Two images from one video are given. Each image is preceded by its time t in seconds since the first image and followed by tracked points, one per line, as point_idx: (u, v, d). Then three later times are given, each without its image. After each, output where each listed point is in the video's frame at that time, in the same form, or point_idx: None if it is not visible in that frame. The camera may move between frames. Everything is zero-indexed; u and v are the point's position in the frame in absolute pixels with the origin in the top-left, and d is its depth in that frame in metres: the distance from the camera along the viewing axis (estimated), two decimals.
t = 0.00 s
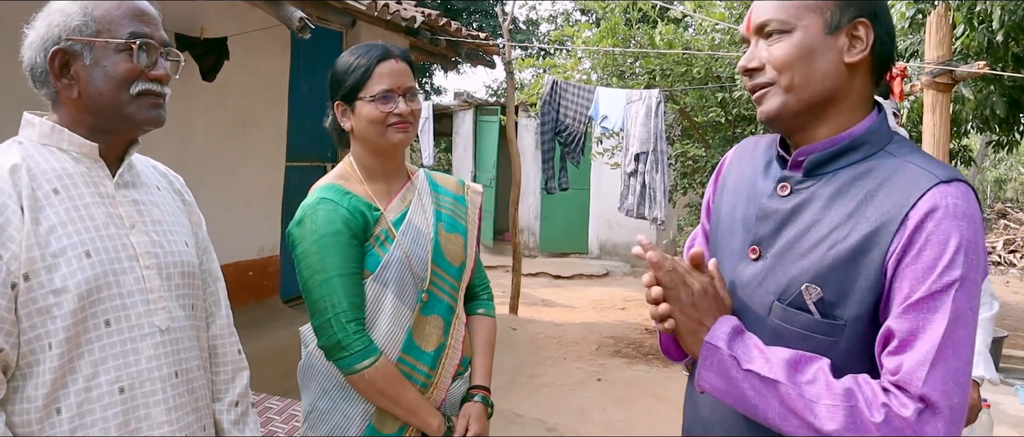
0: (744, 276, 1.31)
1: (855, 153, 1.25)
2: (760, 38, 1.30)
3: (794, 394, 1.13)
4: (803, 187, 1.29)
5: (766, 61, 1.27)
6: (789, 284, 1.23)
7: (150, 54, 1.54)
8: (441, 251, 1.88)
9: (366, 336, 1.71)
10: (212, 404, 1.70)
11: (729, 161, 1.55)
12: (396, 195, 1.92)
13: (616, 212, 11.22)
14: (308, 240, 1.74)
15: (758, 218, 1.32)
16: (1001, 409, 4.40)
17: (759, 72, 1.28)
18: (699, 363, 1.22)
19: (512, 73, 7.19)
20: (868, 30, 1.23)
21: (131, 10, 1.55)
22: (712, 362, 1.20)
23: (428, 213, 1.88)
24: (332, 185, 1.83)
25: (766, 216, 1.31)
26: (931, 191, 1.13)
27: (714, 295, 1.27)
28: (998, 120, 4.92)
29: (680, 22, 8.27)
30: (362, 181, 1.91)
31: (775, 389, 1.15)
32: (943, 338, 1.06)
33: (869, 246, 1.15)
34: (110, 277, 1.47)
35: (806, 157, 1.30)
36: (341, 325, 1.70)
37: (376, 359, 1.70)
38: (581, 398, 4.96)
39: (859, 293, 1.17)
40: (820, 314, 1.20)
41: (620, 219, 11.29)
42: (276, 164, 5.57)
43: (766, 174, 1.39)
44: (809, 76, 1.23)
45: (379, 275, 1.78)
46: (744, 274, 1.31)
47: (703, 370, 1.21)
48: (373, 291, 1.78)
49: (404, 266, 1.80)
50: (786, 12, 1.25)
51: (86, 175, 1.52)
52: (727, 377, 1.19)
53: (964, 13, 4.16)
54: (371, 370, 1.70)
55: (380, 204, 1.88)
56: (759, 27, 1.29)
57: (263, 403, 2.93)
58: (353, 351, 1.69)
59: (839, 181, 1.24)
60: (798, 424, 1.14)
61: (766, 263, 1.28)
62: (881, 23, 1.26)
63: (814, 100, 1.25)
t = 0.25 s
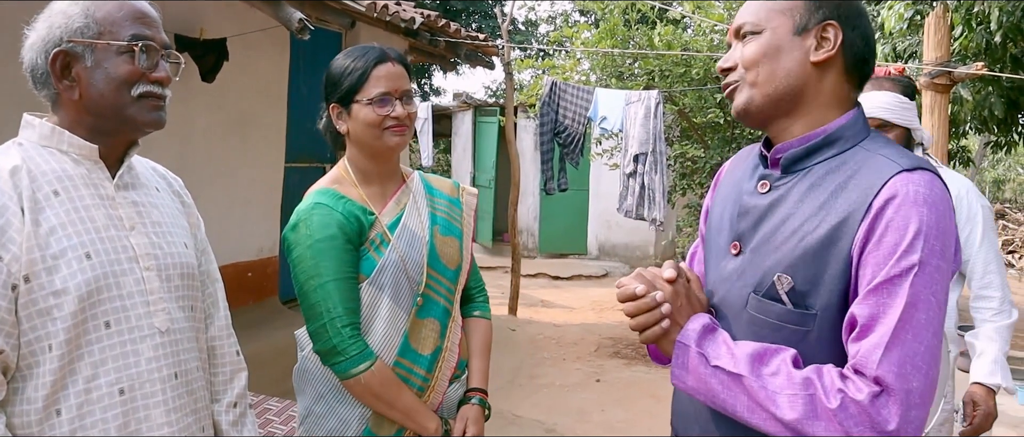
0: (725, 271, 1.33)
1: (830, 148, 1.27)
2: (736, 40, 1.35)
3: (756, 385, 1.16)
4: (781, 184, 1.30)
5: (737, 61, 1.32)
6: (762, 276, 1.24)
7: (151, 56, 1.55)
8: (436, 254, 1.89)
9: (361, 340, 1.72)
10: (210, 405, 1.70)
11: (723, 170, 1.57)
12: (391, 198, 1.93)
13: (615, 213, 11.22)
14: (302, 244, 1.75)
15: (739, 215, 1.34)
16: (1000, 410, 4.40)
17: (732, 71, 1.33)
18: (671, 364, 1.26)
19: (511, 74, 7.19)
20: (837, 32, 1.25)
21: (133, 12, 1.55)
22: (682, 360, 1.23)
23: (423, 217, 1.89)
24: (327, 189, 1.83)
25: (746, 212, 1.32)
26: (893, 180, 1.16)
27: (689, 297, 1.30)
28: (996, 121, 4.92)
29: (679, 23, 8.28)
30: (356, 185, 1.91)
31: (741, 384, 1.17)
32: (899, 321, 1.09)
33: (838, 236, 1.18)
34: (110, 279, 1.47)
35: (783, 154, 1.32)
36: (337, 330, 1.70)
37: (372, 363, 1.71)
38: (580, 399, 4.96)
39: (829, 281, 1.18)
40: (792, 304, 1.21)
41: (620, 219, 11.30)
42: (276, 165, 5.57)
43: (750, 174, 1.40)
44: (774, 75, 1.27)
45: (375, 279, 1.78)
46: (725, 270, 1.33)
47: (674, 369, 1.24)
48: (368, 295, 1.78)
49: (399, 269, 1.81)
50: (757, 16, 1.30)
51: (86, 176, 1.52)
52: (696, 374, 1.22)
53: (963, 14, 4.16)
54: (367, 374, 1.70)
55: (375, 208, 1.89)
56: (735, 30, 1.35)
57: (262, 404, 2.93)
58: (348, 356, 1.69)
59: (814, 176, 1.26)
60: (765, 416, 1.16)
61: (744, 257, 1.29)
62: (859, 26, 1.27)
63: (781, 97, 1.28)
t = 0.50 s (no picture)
0: (713, 267, 1.41)
1: (810, 147, 1.33)
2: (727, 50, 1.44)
3: (734, 380, 1.22)
4: (762, 182, 1.38)
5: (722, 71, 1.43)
6: (743, 270, 1.31)
7: (150, 58, 1.55)
8: (444, 253, 1.89)
9: (368, 335, 1.72)
10: (208, 405, 1.70)
11: (727, 175, 1.64)
12: (401, 198, 1.93)
13: (614, 214, 11.22)
14: (311, 241, 1.77)
15: (726, 214, 1.42)
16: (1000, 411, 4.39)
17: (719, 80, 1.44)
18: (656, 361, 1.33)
19: (511, 76, 7.19)
20: (805, 40, 1.30)
21: (133, 14, 1.56)
22: (666, 358, 1.31)
23: (432, 216, 1.90)
24: (337, 188, 1.86)
25: (731, 211, 1.40)
26: (862, 176, 1.22)
27: (671, 295, 1.39)
28: (995, 123, 4.93)
29: (678, 24, 8.28)
30: (366, 184, 1.93)
31: (721, 379, 1.24)
32: (869, 314, 1.14)
33: (810, 231, 1.24)
34: (110, 279, 1.47)
35: (765, 154, 1.40)
36: (343, 325, 1.71)
37: (378, 359, 1.71)
38: (579, 400, 4.96)
39: (804, 275, 1.25)
40: (770, 298, 1.28)
41: (619, 221, 11.29)
42: (275, 166, 5.58)
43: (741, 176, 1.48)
44: (747, 85, 1.37)
45: (382, 276, 1.79)
46: (712, 266, 1.41)
47: (659, 365, 1.32)
48: (376, 290, 1.79)
49: (406, 266, 1.81)
50: (740, 27, 1.39)
51: (86, 177, 1.52)
52: (678, 372, 1.29)
53: (961, 15, 4.16)
54: (372, 369, 1.71)
55: (383, 206, 1.90)
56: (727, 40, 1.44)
57: (261, 405, 2.92)
58: (354, 351, 1.70)
59: (791, 175, 1.33)
60: (745, 409, 1.22)
61: (728, 253, 1.37)
62: (835, 30, 1.28)
63: (754, 103, 1.37)
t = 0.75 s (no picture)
0: (707, 263, 1.46)
1: (801, 146, 1.38)
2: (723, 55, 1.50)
3: (721, 378, 1.29)
4: (754, 181, 1.44)
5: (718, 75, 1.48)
6: (734, 266, 1.37)
7: (148, 58, 1.55)
8: (450, 251, 1.89)
9: (373, 330, 1.72)
10: (208, 405, 1.70)
11: (725, 175, 1.70)
12: (408, 197, 1.93)
13: (614, 214, 11.22)
14: (319, 237, 1.77)
15: (720, 212, 1.48)
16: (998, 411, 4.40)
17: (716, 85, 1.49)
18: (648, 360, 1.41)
19: (510, 76, 7.19)
20: (793, 41, 1.34)
21: (131, 14, 1.56)
22: (656, 358, 1.38)
23: (439, 214, 1.89)
24: (345, 185, 1.87)
25: (725, 209, 1.46)
26: (847, 175, 1.26)
27: (661, 295, 1.45)
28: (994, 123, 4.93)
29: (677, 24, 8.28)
30: (375, 183, 1.93)
31: (708, 377, 1.30)
32: (852, 311, 1.18)
33: (797, 228, 1.29)
34: (108, 279, 1.47)
35: (759, 154, 1.45)
36: (348, 319, 1.71)
37: (383, 353, 1.71)
38: (579, 401, 4.96)
39: (791, 271, 1.30)
40: (758, 293, 1.33)
41: (618, 221, 11.29)
42: (276, 167, 5.58)
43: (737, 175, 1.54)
44: (741, 88, 1.41)
45: (389, 271, 1.79)
46: (706, 263, 1.47)
47: (650, 366, 1.39)
48: (382, 286, 1.79)
49: (412, 262, 1.81)
50: (731, 32, 1.45)
51: (85, 177, 1.52)
52: (667, 371, 1.36)
53: (960, 15, 4.17)
54: (377, 363, 1.70)
55: (391, 205, 1.90)
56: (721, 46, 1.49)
57: (261, 405, 2.92)
58: (359, 345, 1.70)
59: (780, 174, 1.39)
60: (732, 407, 1.28)
61: (720, 250, 1.43)
62: (822, 28, 1.32)
63: (749, 105, 1.42)
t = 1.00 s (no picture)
0: (704, 262, 1.47)
1: (796, 145, 1.39)
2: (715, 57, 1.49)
3: (715, 378, 1.29)
4: (750, 181, 1.45)
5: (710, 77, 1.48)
6: (730, 265, 1.37)
7: (149, 57, 1.55)
8: (457, 248, 1.89)
9: (380, 325, 1.73)
10: (208, 404, 1.70)
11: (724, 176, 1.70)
12: (416, 195, 1.93)
13: (614, 214, 11.22)
14: (327, 234, 1.78)
15: (717, 211, 1.48)
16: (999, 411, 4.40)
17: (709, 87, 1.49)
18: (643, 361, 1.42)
19: (510, 76, 7.18)
20: (783, 43, 1.34)
21: (131, 13, 1.56)
22: (650, 359, 1.39)
23: (446, 213, 1.89)
24: (354, 183, 1.87)
25: (722, 208, 1.47)
26: (841, 172, 1.26)
27: (654, 296, 1.47)
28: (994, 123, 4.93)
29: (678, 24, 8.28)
30: (383, 181, 1.93)
31: (703, 377, 1.31)
32: (845, 307, 1.18)
33: (791, 226, 1.29)
34: (108, 277, 1.47)
35: (755, 153, 1.45)
36: (356, 315, 1.72)
37: (389, 348, 1.71)
38: (579, 401, 4.96)
39: (785, 268, 1.30)
40: (753, 291, 1.33)
41: (619, 221, 11.29)
42: (277, 166, 5.58)
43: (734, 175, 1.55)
44: (733, 91, 1.41)
45: (395, 268, 1.80)
46: (704, 261, 1.47)
47: (645, 367, 1.40)
48: (389, 282, 1.80)
49: (419, 259, 1.82)
50: (722, 36, 1.44)
51: (85, 176, 1.52)
52: (662, 371, 1.37)
53: (961, 15, 4.17)
54: (383, 358, 1.71)
55: (399, 203, 1.90)
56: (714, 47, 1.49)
57: (261, 405, 2.92)
58: (366, 340, 1.70)
59: (775, 173, 1.39)
60: (726, 407, 1.28)
61: (716, 249, 1.43)
62: (811, 30, 1.32)
63: (743, 108, 1.42)
